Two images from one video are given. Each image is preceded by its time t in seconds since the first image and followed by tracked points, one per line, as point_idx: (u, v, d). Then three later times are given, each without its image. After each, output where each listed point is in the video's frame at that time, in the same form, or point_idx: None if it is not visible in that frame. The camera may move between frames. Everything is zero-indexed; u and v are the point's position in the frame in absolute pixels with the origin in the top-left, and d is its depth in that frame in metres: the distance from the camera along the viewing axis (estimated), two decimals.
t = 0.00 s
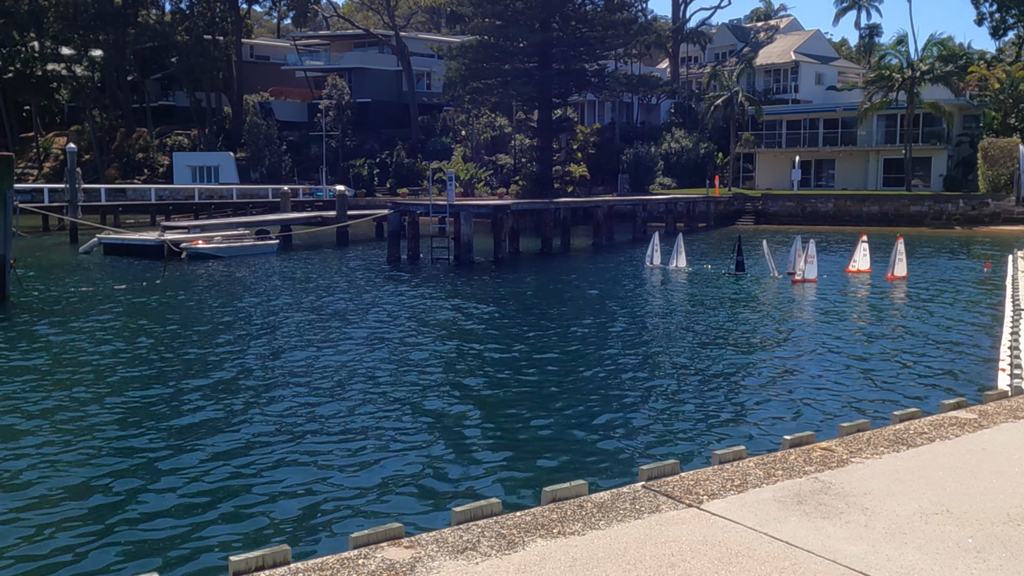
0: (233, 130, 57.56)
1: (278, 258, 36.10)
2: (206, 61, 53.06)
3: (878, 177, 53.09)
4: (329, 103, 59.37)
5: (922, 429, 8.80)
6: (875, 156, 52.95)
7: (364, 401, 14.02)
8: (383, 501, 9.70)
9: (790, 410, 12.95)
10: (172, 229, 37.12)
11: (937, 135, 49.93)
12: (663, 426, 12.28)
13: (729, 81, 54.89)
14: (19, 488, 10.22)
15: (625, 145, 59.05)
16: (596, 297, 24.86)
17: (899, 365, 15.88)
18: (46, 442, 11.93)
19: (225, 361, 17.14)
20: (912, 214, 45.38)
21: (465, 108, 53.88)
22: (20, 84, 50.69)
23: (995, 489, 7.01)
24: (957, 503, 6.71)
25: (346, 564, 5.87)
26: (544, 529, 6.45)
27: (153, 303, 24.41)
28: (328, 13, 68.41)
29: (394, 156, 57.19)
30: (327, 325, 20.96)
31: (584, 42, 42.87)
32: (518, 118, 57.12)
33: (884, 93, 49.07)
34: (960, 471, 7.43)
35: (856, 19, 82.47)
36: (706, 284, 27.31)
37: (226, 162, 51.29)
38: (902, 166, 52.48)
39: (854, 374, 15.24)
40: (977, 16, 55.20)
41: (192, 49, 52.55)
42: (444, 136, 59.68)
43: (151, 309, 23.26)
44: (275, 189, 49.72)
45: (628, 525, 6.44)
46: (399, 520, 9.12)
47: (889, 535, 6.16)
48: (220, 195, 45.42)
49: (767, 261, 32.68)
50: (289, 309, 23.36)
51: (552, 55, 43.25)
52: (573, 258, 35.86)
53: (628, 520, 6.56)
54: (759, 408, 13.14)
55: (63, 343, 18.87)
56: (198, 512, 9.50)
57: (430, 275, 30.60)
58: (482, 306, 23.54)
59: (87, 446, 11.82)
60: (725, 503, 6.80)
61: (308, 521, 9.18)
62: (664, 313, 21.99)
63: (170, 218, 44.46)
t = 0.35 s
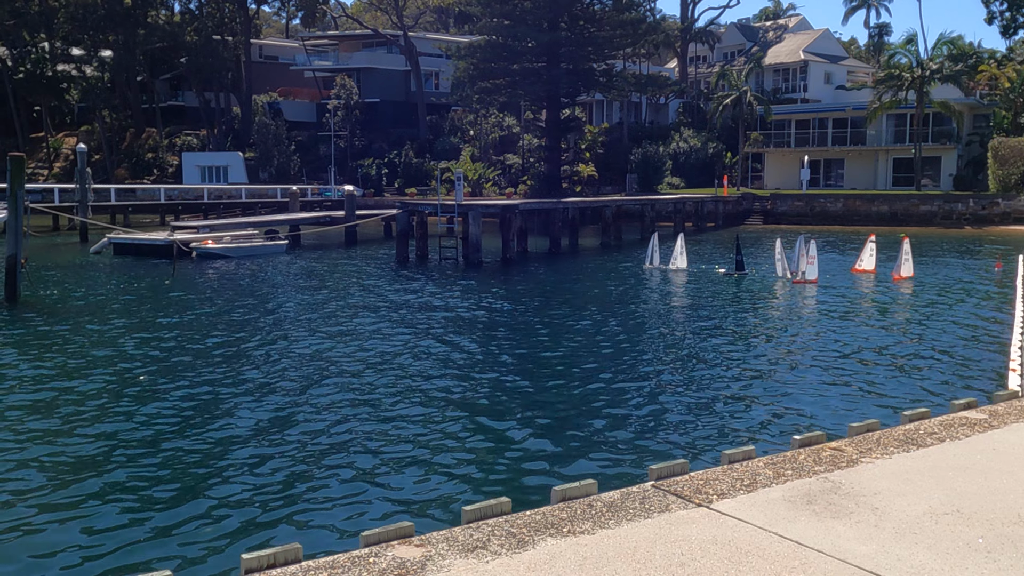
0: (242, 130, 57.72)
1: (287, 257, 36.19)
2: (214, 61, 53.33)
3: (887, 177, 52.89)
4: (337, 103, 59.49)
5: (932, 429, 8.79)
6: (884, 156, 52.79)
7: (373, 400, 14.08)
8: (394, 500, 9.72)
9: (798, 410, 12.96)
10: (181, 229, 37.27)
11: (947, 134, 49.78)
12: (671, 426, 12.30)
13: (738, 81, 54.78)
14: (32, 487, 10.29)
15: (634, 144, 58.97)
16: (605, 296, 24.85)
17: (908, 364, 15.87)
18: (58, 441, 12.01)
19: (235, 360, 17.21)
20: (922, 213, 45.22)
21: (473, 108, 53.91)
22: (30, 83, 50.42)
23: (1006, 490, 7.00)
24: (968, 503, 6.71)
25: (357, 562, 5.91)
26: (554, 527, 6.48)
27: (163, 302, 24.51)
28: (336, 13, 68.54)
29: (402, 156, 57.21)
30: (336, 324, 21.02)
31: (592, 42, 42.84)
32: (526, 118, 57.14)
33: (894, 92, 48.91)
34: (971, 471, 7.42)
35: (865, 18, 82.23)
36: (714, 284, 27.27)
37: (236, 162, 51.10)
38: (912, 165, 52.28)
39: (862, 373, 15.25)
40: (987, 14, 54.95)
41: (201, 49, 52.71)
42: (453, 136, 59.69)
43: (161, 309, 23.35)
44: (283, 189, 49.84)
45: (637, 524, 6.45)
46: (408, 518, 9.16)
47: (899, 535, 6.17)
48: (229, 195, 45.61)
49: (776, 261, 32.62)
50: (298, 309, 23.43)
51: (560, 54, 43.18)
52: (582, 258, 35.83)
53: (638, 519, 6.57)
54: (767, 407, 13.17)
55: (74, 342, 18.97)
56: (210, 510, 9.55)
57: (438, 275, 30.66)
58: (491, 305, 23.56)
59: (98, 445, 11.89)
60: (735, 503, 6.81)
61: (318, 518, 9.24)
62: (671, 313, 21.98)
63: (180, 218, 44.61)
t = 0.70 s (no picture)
0: (253, 133, 57.93)
1: (298, 259, 36.33)
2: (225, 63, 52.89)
3: (898, 179, 52.67)
4: (347, 106, 59.73)
5: (943, 431, 8.77)
6: (895, 158, 52.58)
7: (383, 401, 14.14)
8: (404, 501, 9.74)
9: (809, 411, 12.96)
10: (192, 231, 37.49)
11: (958, 136, 49.60)
12: (681, 426, 12.32)
13: (748, 83, 54.72)
14: (46, 487, 10.38)
15: (643, 146, 58.96)
16: (614, 298, 24.90)
17: (917, 366, 15.88)
18: (71, 441, 12.12)
19: (245, 361, 17.32)
20: (933, 215, 45.11)
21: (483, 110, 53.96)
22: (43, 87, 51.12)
23: (1017, 491, 6.99)
24: (979, 505, 6.70)
25: (368, 561, 5.96)
26: (564, 527, 6.51)
27: (174, 304, 24.68)
28: (347, 16, 68.76)
29: (412, 158, 57.28)
30: (346, 325, 21.12)
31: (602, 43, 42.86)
32: (536, 120, 57.25)
33: (905, 94, 48.74)
34: (982, 473, 7.41)
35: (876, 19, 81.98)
36: (723, 286, 27.24)
37: (245, 164, 51.27)
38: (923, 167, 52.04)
39: (873, 375, 15.26)
40: (1000, 16, 54.70)
41: (212, 53, 52.62)
42: (462, 138, 59.79)
43: (172, 310, 23.53)
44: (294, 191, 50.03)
45: (646, 525, 6.47)
46: (419, 519, 9.19)
47: (909, 536, 6.17)
48: (240, 197, 45.84)
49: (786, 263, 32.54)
50: (308, 310, 23.54)
51: (570, 57, 43.03)
52: (591, 260, 35.86)
53: (647, 519, 6.59)
54: (777, 409, 13.17)
55: (86, 343, 19.12)
56: (223, 510, 9.60)
57: (448, 276, 30.75)
58: (500, 307, 23.63)
59: (110, 445, 11.98)
60: (745, 504, 6.82)
61: (329, 518, 9.28)
62: (680, 315, 22.00)
63: (191, 220, 44.90)
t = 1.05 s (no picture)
0: (266, 136, 58.22)
1: (310, 262, 36.49)
2: (239, 67, 53.44)
3: (912, 182, 52.34)
4: (360, 110, 59.99)
5: (956, 434, 8.74)
6: (909, 161, 52.24)
7: (396, 404, 14.20)
8: (414, 503, 9.79)
9: (821, 415, 12.90)
10: (206, 234, 37.73)
11: (973, 139, 49.29)
12: (692, 429, 12.34)
13: (760, 86, 54.63)
14: (62, 487, 10.51)
15: (656, 149, 58.94)
16: (625, 301, 24.88)
17: (930, 370, 15.79)
18: (87, 443, 12.26)
19: (258, 363, 17.43)
20: (947, 218, 44.75)
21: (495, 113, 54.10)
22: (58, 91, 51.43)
23: None
24: (991, 508, 6.67)
25: (380, 561, 6.00)
26: (575, 529, 6.53)
27: (188, 307, 24.86)
28: (360, 20, 69.07)
29: (424, 162, 57.38)
30: (358, 328, 21.22)
31: (614, 47, 42.91)
32: (548, 123, 57.34)
33: (919, 97, 48.50)
34: (994, 477, 7.38)
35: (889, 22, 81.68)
36: (735, 289, 27.18)
37: (259, 168, 51.25)
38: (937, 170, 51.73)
39: (885, 379, 15.18)
40: (1015, 18, 54.38)
41: (227, 57, 53.26)
42: (475, 142, 59.93)
43: (185, 313, 23.72)
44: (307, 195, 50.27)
45: (657, 526, 6.49)
46: (430, 521, 9.23)
47: (920, 539, 6.16)
48: (253, 201, 46.13)
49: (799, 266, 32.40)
50: (321, 313, 23.66)
51: (582, 60, 43.30)
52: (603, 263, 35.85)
53: (658, 521, 6.61)
54: (789, 412, 13.13)
55: (101, 346, 19.27)
56: (238, 512, 9.67)
57: (459, 280, 30.82)
58: (512, 310, 23.67)
59: (125, 447, 12.10)
60: (755, 506, 6.83)
61: (340, 520, 9.34)
62: (690, 318, 21.97)
63: (205, 224, 45.18)
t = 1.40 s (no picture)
0: (279, 139, 58.40)
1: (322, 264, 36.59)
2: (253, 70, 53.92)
3: (926, 184, 52.04)
4: (373, 112, 60.19)
5: (968, 437, 8.71)
6: (923, 163, 51.94)
7: (407, 406, 14.26)
8: (424, 504, 9.84)
9: (831, 418, 12.86)
10: (220, 237, 37.94)
11: (988, 141, 48.98)
12: (702, 431, 12.35)
13: (774, 88, 54.46)
14: (76, 488, 10.60)
15: (668, 151, 58.88)
16: (637, 304, 24.86)
17: (942, 373, 15.67)
18: (101, 443, 12.38)
19: (271, 365, 17.54)
20: (962, 221, 44.30)
21: (508, 116, 54.19)
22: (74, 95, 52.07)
23: None
24: (1003, 511, 6.66)
25: (391, 561, 6.04)
26: (585, 530, 6.56)
27: (201, 308, 25.04)
28: (372, 23, 69.28)
29: (436, 164, 57.44)
30: (369, 330, 21.30)
31: (626, 49, 42.92)
32: (560, 126, 57.35)
33: (933, 98, 48.23)
34: (1005, 480, 7.36)
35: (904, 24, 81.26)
36: (747, 292, 27.09)
37: (272, 170, 51.84)
38: (951, 172, 51.42)
39: (896, 381, 15.10)
40: None
41: (240, 59, 53.82)
42: (487, 144, 59.97)
43: (199, 314, 23.89)
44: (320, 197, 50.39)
45: (667, 528, 6.50)
46: (441, 521, 9.26)
47: (931, 541, 6.15)
48: (267, 203, 46.34)
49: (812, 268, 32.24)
50: (333, 315, 23.77)
51: (594, 62, 43.25)
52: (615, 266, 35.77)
53: (668, 523, 6.62)
54: (799, 415, 13.06)
55: (115, 347, 19.43)
56: (251, 512, 9.75)
57: (471, 282, 30.86)
58: (524, 312, 23.71)
59: (141, 447, 12.22)
60: (765, 508, 6.84)
61: (353, 521, 9.39)
62: (700, 320, 21.92)
63: (219, 226, 45.44)
